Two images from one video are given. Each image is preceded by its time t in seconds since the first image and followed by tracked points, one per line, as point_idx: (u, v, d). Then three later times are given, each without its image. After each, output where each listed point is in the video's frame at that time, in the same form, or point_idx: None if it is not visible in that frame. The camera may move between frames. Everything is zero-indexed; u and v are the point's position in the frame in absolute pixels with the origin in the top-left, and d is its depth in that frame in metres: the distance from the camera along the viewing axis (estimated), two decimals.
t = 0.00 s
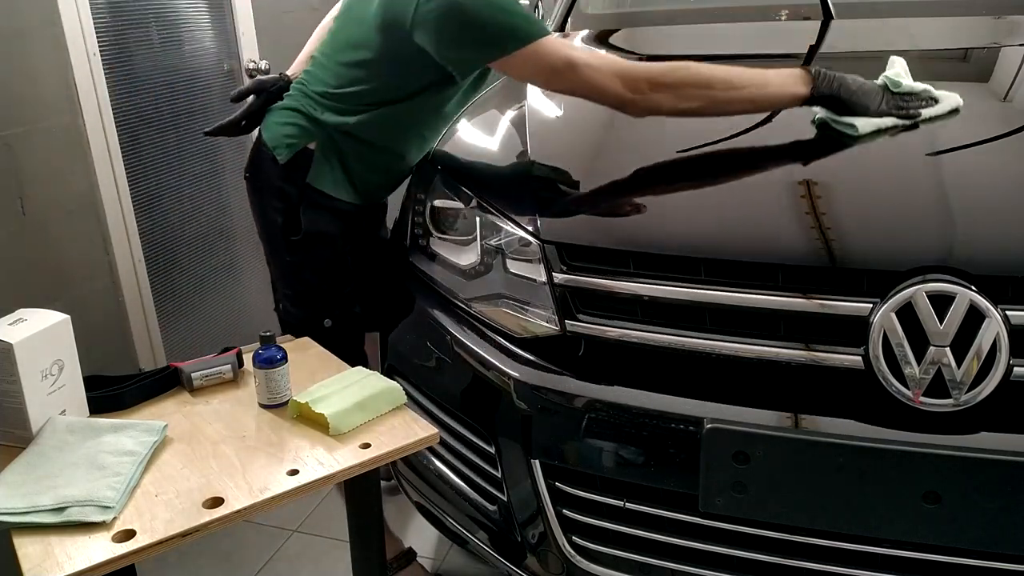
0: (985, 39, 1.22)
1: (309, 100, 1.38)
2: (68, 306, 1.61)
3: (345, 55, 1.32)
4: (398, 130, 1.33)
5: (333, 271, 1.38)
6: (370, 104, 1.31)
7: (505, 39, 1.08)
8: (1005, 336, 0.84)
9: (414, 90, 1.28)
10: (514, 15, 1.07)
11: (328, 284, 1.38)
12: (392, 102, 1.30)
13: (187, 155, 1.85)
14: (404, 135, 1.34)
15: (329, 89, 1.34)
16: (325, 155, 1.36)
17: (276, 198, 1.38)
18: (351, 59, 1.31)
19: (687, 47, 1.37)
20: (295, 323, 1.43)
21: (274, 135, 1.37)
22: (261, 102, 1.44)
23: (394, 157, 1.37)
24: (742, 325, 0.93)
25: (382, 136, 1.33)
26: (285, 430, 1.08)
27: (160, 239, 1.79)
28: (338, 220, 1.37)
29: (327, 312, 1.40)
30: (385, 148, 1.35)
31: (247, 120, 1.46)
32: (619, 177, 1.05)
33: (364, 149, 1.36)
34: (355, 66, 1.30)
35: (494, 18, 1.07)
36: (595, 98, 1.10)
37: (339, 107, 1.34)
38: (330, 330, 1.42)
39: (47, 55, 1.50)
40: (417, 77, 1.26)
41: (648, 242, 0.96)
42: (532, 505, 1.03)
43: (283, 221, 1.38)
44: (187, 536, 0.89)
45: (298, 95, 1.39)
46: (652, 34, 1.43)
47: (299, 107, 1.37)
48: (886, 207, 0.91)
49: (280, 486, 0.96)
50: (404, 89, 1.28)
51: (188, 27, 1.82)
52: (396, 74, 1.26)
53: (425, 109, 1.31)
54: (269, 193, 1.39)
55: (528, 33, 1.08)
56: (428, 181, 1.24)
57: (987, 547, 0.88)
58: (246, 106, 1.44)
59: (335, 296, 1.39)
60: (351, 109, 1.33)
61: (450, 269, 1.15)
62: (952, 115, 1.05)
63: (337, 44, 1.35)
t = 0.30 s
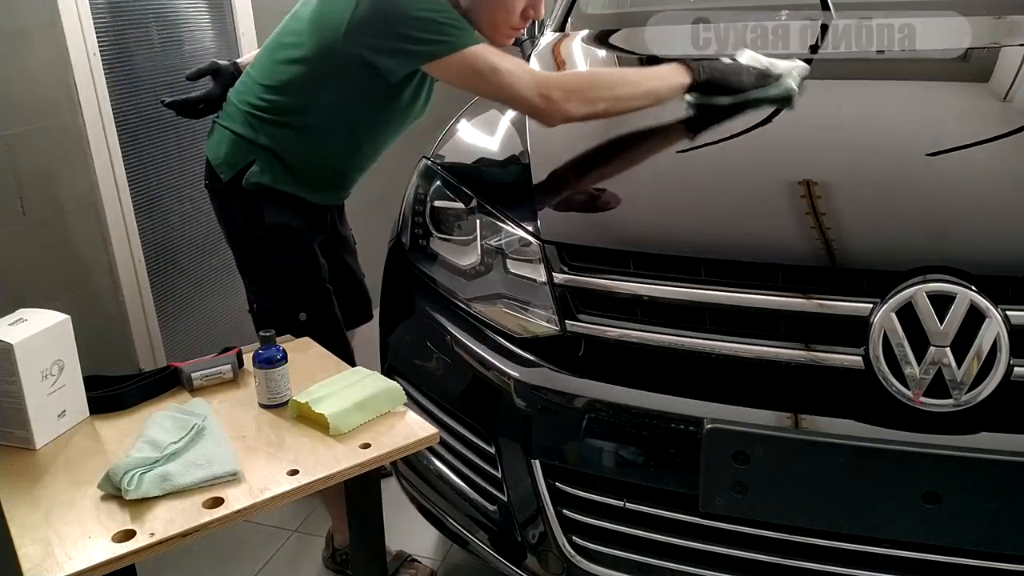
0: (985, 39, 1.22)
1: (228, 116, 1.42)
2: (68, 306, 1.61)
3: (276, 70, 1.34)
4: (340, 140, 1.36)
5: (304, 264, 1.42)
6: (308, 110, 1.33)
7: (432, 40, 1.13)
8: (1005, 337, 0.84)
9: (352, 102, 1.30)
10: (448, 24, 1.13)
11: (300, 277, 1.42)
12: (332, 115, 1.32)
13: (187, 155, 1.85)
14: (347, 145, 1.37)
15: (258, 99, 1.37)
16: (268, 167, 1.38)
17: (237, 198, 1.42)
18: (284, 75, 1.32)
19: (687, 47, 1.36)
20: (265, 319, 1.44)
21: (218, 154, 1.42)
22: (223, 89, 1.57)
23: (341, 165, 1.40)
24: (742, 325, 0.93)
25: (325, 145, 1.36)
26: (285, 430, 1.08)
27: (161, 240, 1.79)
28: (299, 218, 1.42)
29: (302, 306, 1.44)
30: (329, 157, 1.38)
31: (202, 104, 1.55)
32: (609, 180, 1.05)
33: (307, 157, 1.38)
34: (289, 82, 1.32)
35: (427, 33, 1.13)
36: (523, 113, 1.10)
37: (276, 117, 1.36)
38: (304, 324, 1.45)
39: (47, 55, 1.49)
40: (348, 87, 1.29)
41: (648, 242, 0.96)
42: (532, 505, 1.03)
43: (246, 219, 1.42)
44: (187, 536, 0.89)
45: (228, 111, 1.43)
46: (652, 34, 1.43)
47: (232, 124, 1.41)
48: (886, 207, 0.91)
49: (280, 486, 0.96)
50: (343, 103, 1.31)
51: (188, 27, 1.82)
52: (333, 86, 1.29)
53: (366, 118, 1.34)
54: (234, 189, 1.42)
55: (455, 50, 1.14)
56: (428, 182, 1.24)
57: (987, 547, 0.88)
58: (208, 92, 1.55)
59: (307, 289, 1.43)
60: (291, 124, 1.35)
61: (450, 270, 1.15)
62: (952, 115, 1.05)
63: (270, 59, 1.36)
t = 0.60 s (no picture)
0: (985, 39, 1.22)
1: (227, 114, 1.42)
2: (68, 306, 1.61)
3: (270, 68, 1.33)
4: (332, 139, 1.34)
5: (299, 262, 1.42)
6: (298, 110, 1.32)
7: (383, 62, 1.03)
8: (1005, 337, 0.84)
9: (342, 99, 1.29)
10: (401, 44, 1.03)
11: (295, 277, 1.42)
12: (324, 113, 1.31)
13: (187, 156, 1.85)
14: (340, 144, 1.35)
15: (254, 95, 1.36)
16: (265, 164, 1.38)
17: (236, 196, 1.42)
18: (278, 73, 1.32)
19: (687, 47, 1.36)
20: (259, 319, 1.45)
21: (216, 151, 1.42)
22: (223, 84, 1.59)
23: (334, 163, 1.39)
24: (742, 325, 0.93)
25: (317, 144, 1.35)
26: (284, 431, 1.08)
27: (161, 241, 1.79)
28: (296, 214, 1.41)
29: (294, 306, 1.45)
30: (321, 155, 1.37)
31: (203, 98, 1.57)
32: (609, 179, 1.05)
33: (299, 156, 1.36)
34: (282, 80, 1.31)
35: (381, 55, 1.03)
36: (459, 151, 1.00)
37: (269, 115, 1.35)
38: (296, 324, 1.47)
39: (47, 55, 1.49)
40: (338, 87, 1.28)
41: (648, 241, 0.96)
42: (532, 505, 1.04)
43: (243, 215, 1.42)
44: (187, 536, 0.89)
45: (228, 108, 1.43)
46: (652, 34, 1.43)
47: (231, 121, 1.41)
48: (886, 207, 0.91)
49: (280, 486, 0.96)
50: (335, 100, 1.29)
51: (188, 27, 1.82)
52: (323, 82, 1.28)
53: (356, 117, 1.32)
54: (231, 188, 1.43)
55: (410, 73, 1.02)
56: (428, 182, 1.24)
57: (986, 547, 0.88)
58: (208, 87, 1.57)
59: (302, 289, 1.44)
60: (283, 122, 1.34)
61: (450, 270, 1.15)
62: (952, 115, 1.05)
63: (265, 58, 1.35)
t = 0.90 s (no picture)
0: (985, 39, 1.22)
1: (229, 111, 1.43)
2: (68, 306, 1.61)
3: (270, 60, 1.34)
4: (335, 128, 1.35)
5: (300, 261, 1.41)
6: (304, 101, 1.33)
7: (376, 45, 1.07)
8: (1005, 337, 0.84)
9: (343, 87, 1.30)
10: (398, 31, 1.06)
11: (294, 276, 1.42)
12: (327, 102, 1.32)
13: (187, 155, 1.85)
14: (343, 133, 1.36)
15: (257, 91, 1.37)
16: (269, 157, 1.39)
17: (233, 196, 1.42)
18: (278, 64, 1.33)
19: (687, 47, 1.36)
20: (259, 313, 1.44)
21: (220, 147, 1.42)
22: (222, 83, 1.59)
23: (339, 152, 1.39)
24: (742, 325, 0.93)
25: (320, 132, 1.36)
26: (284, 431, 1.08)
27: (161, 241, 1.79)
28: (297, 208, 1.40)
29: (295, 299, 1.45)
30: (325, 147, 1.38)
31: (201, 96, 1.57)
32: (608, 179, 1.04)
33: (303, 146, 1.37)
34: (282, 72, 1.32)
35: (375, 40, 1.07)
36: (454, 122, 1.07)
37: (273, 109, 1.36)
38: (297, 316, 1.47)
39: (47, 55, 1.50)
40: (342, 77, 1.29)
41: (648, 242, 0.96)
42: (532, 505, 1.04)
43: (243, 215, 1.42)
44: (187, 537, 0.89)
45: (230, 105, 1.44)
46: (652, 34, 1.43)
47: (234, 116, 1.42)
48: (886, 207, 0.91)
49: (280, 486, 0.96)
50: (337, 89, 1.30)
51: (189, 27, 1.82)
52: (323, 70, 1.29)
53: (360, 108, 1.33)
54: (233, 185, 1.43)
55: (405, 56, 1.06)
56: (428, 182, 1.24)
57: (986, 547, 0.88)
58: (207, 86, 1.57)
59: (303, 283, 1.44)
60: (287, 115, 1.35)
61: (450, 269, 1.15)
62: (952, 115, 1.05)
63: (265, 52, 1.36)
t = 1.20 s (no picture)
0: (985, 39, 1.22)
1: (220, 113, 1.42)
2: (68, 306, 1.61)
3: (264, 60, 1.34)
4: (330, 126, 1.36)
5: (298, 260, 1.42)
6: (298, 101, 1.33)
7: (400, 33, 1.16)
8: (1005, 336, 0.84)
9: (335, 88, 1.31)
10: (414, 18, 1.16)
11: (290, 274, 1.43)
12: (321, 100, 1.33)
13: (187, 155, 1.85)
14: (337, 132, 1.37)
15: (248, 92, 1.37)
16: (260, 158, 1.38)
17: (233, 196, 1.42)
18: (274, 62, 1.33)
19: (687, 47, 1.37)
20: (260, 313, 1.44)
21: (212, 149, 1.42)
22: (212, 88, 1.58)
23: (334, 151, 1.40)
24: (742, 326, 0.93)
25: (315, 132, 1.36)
26: (284, 430, 1.08)
27: (161, 241, 1.79)
28: (288, 209, 1.41)
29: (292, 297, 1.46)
30: (319, 145, 1.38)
31: (192, 101, 1.56)
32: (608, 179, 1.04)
33: (297, 145, 1.37)
34: (277, 70, 1.32)
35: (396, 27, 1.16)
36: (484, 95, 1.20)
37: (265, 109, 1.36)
38: (297, 314, 1.47)
39: (47, 55, 1.50)
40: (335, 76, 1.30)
41: (648, 242, 0.96)
42: (532, 505, 1.04)
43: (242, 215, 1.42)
44: (187, 536, 0.89)
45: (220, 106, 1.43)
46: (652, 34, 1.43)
47: (224, 119, 1.41)
48: (886, 207, 0.91)
49: (280, 486, 0.96)
50: (330, 88, 1.31)
51: (189, 27, 1.82)
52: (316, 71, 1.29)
53: (354, 107, 1.34)
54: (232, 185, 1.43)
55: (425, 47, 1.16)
56: (428, 181, 1.24)
57: (986, 547, 0.88)
58: (198, 91, 1.56)
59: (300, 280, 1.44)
60: (280, 114, 1.35)
61: (450, 269, 1.15)
62: (951, 115, 1.05)
63: (257, 53, 1.36)
